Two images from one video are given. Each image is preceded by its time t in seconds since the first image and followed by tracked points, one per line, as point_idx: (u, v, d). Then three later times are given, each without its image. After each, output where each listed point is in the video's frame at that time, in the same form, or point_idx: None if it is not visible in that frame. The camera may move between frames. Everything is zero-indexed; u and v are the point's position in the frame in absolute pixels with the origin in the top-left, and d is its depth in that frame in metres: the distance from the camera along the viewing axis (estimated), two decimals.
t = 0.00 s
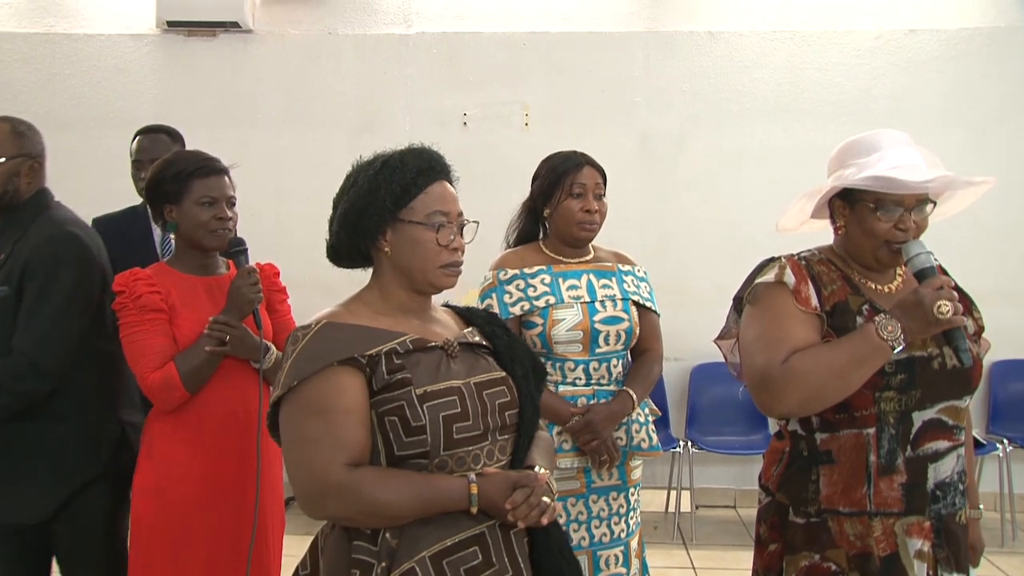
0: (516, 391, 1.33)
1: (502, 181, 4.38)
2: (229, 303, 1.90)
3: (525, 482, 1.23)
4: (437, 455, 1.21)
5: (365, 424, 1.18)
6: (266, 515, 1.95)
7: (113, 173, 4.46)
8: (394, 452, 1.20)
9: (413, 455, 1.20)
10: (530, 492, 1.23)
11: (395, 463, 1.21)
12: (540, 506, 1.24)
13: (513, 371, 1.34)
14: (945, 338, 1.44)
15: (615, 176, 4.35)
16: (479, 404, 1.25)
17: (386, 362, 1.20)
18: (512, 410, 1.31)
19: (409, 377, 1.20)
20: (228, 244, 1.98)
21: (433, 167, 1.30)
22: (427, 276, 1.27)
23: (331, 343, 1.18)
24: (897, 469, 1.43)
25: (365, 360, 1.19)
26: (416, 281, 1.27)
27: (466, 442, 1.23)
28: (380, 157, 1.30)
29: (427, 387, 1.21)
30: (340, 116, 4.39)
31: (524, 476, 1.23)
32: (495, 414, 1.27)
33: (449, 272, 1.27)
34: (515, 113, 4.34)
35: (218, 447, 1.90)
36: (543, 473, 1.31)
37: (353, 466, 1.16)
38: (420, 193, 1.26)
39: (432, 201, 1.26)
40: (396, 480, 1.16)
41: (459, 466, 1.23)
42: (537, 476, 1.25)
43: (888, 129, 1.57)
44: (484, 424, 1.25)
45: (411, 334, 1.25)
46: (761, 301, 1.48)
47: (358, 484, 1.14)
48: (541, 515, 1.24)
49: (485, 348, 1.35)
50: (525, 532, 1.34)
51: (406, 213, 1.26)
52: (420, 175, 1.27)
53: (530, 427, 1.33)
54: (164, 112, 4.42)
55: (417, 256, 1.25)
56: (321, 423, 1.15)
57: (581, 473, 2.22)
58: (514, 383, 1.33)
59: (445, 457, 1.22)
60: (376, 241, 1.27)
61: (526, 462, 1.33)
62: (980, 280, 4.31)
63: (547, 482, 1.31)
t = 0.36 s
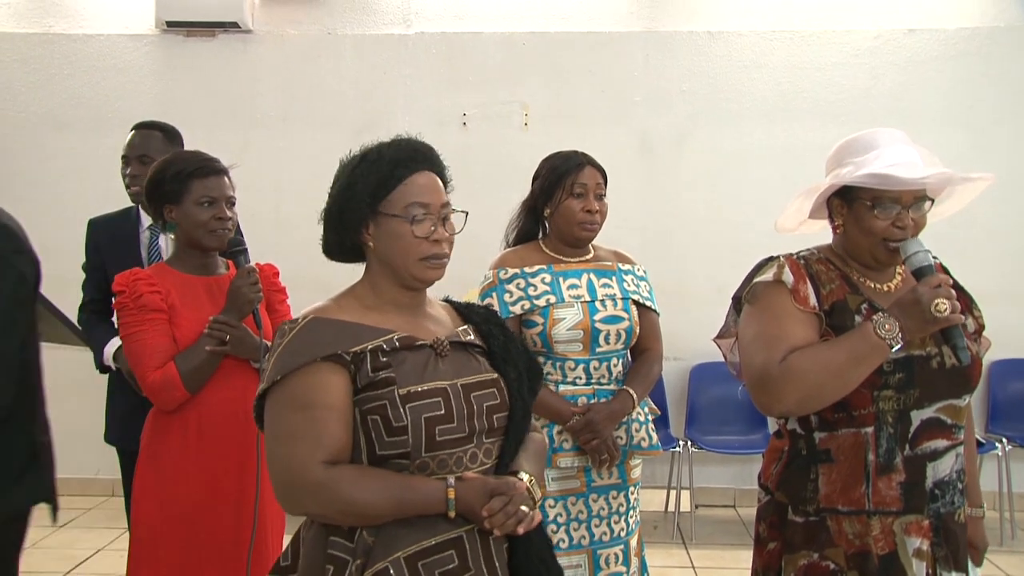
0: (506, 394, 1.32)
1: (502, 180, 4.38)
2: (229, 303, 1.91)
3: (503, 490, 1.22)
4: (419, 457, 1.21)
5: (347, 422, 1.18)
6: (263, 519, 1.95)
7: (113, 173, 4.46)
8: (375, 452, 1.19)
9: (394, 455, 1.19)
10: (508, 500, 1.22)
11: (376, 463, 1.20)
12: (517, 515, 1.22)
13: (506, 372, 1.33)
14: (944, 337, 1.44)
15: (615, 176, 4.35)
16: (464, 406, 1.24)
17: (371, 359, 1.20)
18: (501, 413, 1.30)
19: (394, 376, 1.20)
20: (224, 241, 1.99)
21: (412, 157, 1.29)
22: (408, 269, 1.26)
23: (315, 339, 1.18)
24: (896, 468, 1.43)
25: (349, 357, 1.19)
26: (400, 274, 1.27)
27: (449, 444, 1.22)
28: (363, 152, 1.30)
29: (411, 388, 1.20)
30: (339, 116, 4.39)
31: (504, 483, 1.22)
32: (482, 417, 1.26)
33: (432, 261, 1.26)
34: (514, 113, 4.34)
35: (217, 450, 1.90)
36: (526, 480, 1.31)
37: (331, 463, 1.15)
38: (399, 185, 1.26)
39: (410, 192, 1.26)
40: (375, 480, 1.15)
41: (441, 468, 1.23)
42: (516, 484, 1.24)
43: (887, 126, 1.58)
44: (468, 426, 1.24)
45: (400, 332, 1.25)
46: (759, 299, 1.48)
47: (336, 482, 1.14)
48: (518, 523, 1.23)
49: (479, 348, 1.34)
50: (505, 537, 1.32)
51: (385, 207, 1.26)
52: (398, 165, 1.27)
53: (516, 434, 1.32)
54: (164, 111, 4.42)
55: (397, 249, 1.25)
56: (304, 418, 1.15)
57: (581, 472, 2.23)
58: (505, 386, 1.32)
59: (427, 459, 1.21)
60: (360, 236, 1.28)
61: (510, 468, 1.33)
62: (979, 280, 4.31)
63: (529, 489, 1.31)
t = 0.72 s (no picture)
0: (505, 395, 1.32)
1: (501, 180, 4.39)
2: (234, 304, 1.92)
3: (498, 490, 1.21)
4: (414, 455, 1.21)
5: (342, 419, 1.19)
6: (268, 521, 1.95)
7: (112, 176, 4.46)
8: (370, 449, 1.19)
9: (389, 453, 1.19)
10: (502, 500, 1.21)
11: (371, 460, 1.20)
12: (511, 515, 1.21)
13: (505, 372, 1.34)
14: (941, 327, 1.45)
15: (614, 174, 4.35)
16: (461, 404, 1.24)
17: (368, 356, 1.20)
18: (498, 413, 1.30)
19: (390, 373, 1.20)
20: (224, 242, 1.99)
21: (395, 163, 1.26)
22: (385, 278, 1.27)
23: (311, 337, 1.19)
24: (896, 460, 1.43)
25: (346, 353, 1.19)
26: (380, 283, 1.28)
27: (444, 443, 1.22)
28: (355, 154, 1.30)
29: (407, 385, 1.20)
30: (339, 118, 4.40)
31: (499, 483, 1.21)
32: (478, 416, 1.26)
33: (403, 275, 1.26)
34: (513, 112, 4.35)
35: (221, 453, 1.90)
36: (522, 480, 1.30)
37: (326, 459, 1.16)
38: (377, 195, 1.25)
39: (387, 203, 1.25)
40: (368, 476, 1.16)
41: (436, 467, 1.22)
42: (511, 483, 1.23)
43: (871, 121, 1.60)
44: (465, 425, 1.24)
45: (398, 330, 1.25)
46: (757, 294, 1.48)
47: (329, 477, 1.15)
48: (511, 524, 1.22)
49: (479, 348, 1.34)
50: (500, 539, 1.31)
51: (366, 215, 1.26)
52: (376, 174, 1.25)
53: (514, 435, 1.31)
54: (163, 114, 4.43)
55: (373, 258, 1.26)
56: (300, 414, 1.16)
57: (584, 470, 2.23)
58: (505, 386, 1.33)
59: (422, 457, 1.21)
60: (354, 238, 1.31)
61: (507, 469, 1.31)
62: (979, 274, 4.32)
63: (524, 489, 1.30)
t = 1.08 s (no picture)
0: (503, 393, 1.32)
1: (497, 177, 4.39)
2: (233, 305, 1.92)
3: (498, 489, 1.22)
4: (412, 454, 1.21)
5: (340, 418, 1.19)
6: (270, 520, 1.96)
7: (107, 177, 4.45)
8: (368, 448, 1.20)
9: (387, 452, 1.20)
10: (502, 500, 1.22)
11: (369, 459, 1.20)
12: (511, 514, 1.23)
13: (502, 371, 1.34)
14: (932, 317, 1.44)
15: (609, 170, 4.36)
16: (459, 403, 1.24)
17: (366, 355, 1.20)
18: (496, 412, 1.30)
19: (388, 372, 1.20)
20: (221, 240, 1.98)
21: (389, 161, 1.26)
22: (382, 277, 1.27)
23: (305, 335, 1.19)
24: (890, 450, 1.44)
25: (344, 352, 1.19)
26: (377, 281, 1.28)
27: (443, 442, 1.22)
28: (347, 152, 1.30)
29: (406, 384, 1.20)
30: (333, 116, 4.39)
31: (499, 483, 1.23)
32: (477, 415, 1.27)
33: (401, 274, 1.26)
34: (508, 109, 4.35)
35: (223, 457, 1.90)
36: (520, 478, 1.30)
37: (324, 458, 1.17)
38: (371, 194, 1.25)
39: (381, 202, 1.25)
40: (366, 476, 1.16)
41: (434, 466, 1.23)
42: (511, 483, 1.24)
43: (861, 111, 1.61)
44: (463, 424, 1.24)
45: (395, 328, 1.25)
46: (750, 287, 1.49)
47: (327, 476, 1.15)
48: (512, 523, 1.23)
49: (476, 345, 1.34)
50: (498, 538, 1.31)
51: (361, 214, 1.26)
52: (370, 173, 1.25)
53: (511, 433, 1.32)
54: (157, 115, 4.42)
55: (370, 257, 1.26)
56: (299, 413, 1.16)
57: (582, 467, 2.24)
58: (502, 384, 1.33)
59: (420, 457, 1.21)
60: (349, 237, 1.31)
61: (505, 467, 1.31)
62: (974, 266, 4.33)
63: (524, 489, 1.30)
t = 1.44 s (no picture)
0: (498, 380, 1.32)
1: (490, 164, 4.37)
2: (234, 296, 1.91)
3: (495, 478, 1.25)
4: (407, 443, 1.21)
5: (336, 408, 1.18)
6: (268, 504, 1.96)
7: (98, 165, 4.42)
8: (364, 437, 1.20)
9: (383, 440, 1.20)
10: (499, 488, 1.25)
11: (364, 448, 1.21)
12: (508, 503, 1.25)
13: (498, 356, 1.34)
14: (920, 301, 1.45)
15: (600, 156, 4.35)
16: (454, 391, 1.24)
17: (361, 343, 1.19)
18: (492, 398, 1.31)
19: (383, 361, 1.20)
20: (224, 230, 1.97)
21: (351, 149, 1.25)
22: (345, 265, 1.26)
23: (298, 324, 1.18)
24: (879, 434, 1.45)
25: (338, 341, 1.18)
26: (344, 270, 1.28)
27: (438, 430, 1.22)
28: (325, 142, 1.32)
29: (401, 373, 1.20)
30: (324, 103, 4.37)
31: (496, 471, 1.25)
32: (472, 402, 1.27)
33: (352, 263, 1.24)
34: (500, 95, 4.33)
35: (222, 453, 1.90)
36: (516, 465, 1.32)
37: (320, 448, 1.15)
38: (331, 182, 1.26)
39: (335, 189, 1.25)
40: (362, 466, 1.16)
41: (430, 454, 1.23)
42: (506, 471, 1.27)
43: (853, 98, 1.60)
44: (459, 412, 1.25)
45: (389, 316, 1.25)
46: (739, 272, 1.50)
47: (323, 467, 1.14)
48: (509, 511, 1.26)
49: (471, 331, 1.34)
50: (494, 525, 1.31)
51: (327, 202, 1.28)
52: (335, 162, 1.26)
53: (507, 419, 1.33)
54: (147, 102, 4.39)
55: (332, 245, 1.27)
56: (293, 403, 1.15)
57: (575, 452, 2.24)
58: (497, 370, 1.33)
59: (415, 446, 1.22)
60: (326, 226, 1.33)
61: (500, 454, 1.33)
62: (966, 250, 4.34)
63: (519, 476, 1.32)
